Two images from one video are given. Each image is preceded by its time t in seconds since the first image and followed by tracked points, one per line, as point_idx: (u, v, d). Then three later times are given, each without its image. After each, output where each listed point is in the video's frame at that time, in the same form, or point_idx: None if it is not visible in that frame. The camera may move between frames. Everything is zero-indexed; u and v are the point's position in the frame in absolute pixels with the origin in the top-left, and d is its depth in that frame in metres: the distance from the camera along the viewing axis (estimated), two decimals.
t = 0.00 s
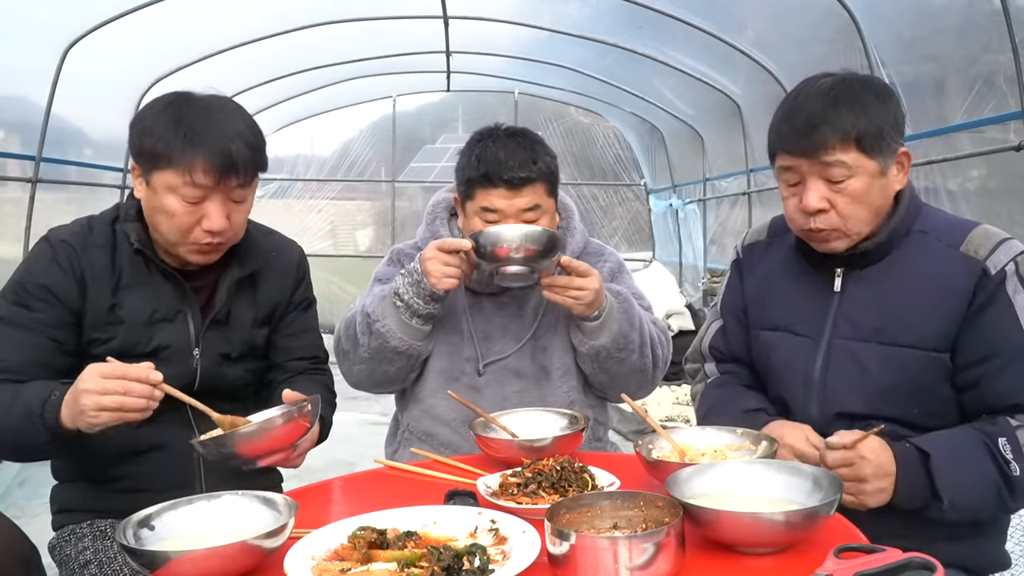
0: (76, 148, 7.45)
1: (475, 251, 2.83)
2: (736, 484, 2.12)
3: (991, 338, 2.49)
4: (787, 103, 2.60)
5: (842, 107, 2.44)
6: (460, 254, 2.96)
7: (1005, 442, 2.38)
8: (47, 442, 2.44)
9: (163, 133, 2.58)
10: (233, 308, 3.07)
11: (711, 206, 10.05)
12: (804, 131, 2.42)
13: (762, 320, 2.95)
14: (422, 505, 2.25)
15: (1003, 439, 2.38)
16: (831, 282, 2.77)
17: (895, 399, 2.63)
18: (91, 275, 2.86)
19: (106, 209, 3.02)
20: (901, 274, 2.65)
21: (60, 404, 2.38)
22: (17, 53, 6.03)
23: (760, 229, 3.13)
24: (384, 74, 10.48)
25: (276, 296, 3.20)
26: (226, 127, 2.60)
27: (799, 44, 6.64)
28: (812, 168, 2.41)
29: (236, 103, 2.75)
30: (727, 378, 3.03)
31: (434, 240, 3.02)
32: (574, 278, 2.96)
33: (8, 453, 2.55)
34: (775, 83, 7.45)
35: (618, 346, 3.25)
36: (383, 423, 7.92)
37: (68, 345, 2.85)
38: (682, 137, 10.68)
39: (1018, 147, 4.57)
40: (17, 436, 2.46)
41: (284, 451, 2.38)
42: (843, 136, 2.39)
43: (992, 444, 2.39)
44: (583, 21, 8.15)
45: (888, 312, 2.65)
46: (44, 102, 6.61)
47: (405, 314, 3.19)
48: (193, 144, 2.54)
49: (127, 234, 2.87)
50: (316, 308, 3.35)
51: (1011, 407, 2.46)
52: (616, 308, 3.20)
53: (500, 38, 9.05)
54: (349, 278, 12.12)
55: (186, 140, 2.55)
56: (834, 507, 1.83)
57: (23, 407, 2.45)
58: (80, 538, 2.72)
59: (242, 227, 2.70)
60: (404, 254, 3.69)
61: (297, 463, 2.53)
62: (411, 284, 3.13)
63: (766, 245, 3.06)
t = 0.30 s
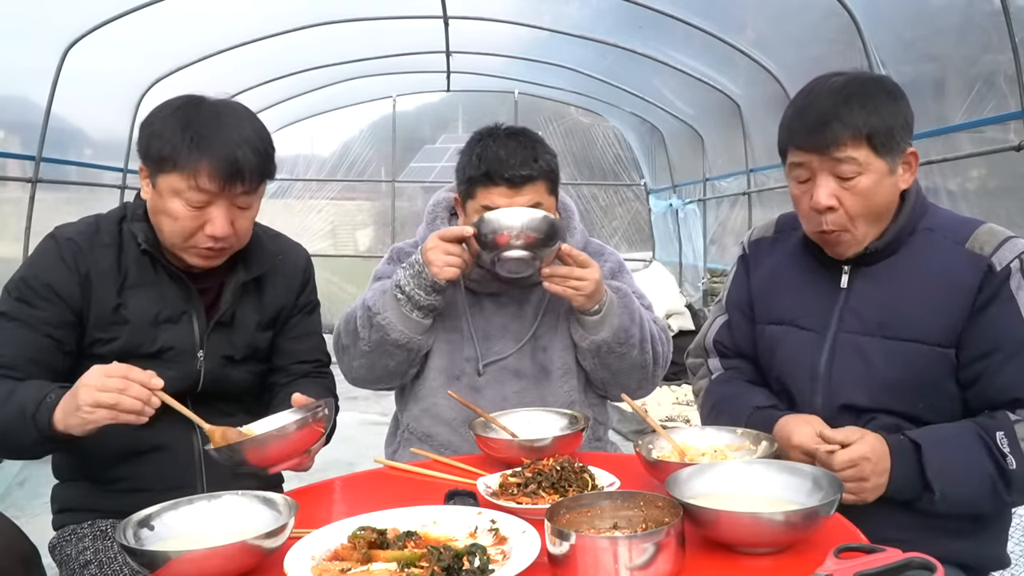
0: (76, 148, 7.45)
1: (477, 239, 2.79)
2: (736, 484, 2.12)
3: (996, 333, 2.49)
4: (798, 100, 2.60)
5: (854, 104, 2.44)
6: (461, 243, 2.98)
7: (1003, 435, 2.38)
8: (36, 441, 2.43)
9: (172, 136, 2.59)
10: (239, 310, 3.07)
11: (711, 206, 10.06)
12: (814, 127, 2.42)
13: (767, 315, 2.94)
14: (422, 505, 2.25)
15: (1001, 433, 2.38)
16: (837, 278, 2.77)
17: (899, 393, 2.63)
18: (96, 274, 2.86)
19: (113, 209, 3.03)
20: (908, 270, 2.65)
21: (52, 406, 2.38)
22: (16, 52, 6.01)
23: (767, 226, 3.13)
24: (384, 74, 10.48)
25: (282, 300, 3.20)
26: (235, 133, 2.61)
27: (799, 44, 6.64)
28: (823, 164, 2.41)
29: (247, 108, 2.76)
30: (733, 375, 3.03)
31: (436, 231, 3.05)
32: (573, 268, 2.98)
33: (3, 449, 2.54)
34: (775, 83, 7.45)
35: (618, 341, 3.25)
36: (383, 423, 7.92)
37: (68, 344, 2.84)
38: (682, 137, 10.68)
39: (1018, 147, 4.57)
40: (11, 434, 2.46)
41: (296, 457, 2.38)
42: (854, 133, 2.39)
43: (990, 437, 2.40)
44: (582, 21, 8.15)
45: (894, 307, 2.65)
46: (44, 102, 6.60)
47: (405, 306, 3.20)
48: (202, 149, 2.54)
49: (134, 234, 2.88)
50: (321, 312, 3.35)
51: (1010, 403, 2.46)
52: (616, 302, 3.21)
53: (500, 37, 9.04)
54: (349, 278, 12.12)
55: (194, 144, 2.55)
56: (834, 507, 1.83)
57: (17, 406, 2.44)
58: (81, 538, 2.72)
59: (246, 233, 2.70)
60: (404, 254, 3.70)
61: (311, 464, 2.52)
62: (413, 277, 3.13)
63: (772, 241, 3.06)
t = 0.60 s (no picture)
0: (76, 148, 7.44)
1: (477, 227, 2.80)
2: (736, 485, 2.12)
3: (1002, 331, 2.48)
4: (803, 99, 2.60)
5: (859, 103, 2.44)
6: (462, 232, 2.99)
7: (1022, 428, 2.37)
8: (47, 437, 2.44)
9: (173, 138, 2.59)
10: (239, 311, 3.07)
11: (711, 206, 10.06)
12: (820, 125, 2.42)
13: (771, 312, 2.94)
14: (422, 505, 2.25)
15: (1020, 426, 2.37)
16: (842, 275, 2.77)
17: (904, 389, 2.63)
18: (97, 274, 2.87)
19: (113, 208, 3.03)
20: (913, 267, 2.65)
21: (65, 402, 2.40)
22: (15, 52, 6.01)
23: (770, 223, 3.13)
24: (384, 74, 10.48)
25: (282, 301, 3.20)
26: (238, 137, 2.61)
27: (799, 44, 6.64)
28: (829, 163, 2.42)
29: (250, 112, 2.76)
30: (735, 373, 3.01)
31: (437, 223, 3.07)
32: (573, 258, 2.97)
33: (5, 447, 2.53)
34: (775, 83, 7.45)
35: (619, 337, 3.25)
36: (383, 423, 7.91)
37: (66, 346, 2.84)
38: (682, 137, 10.67)
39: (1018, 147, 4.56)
40: (16, 432, 2.46)
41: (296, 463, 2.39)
42: (860, 132, 2.39)
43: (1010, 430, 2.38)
44: (582, 21, 8.15)
45: (899, 304, 2.64)
46: (44, 102, 6.59)
47: (406, 301, 3.20)
48: (204, 152, 2.54)
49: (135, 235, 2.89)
50: (322, 313, 3.35)
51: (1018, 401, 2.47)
52: (616, 299, 3.22)
53: (500, 37, 9.04)
54: (349, 278, 12.11)
55: (196, 147, 2.55)
56: (834, 507, 1.83)
57: (26, 402, 2.45)
58: (81, 538, 2.72)
59: (248, 237, 2.69)
60: (405, 252, 3.70)
61: (313, 464, 2.48)
62: (414, 270, 3.13)
63: (776, 239, 3.06)
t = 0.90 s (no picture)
0: (76, 148, 7.43)
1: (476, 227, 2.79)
2: (736, 484, 2.12)
3: (1002, 330, 2.48)
4: (804, 96, 2.60)
5: (861, 101, 2.44)
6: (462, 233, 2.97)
7: None
8: (54, 428, 2.44)
9: (176, 141, 2.59)
10: (240, 312, 3.07)
11: (711, 205, 10.06)
12: (820, 123, 2.43)
13: (772, 312, 2.94)
14: (422, 505, 2.25)
15: None
16: (841, 275, 2.77)
17: (903, 389, 2.63)
18: (98, 272, 2.87)
19: (116, 207, 3.04)
20: (913, 266, 2.65)
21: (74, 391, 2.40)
22: (16, 52, 6.01)
23: (770, 223, 3.14)
24: (384, 74, 10.48)
25: (283, 303, 3.20)
26: (239, 139, 2.61)
27: (798, 44, 6.64)
28: (829, 161, 2.42)
29: (254, 114, 2.77)
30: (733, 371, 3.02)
31: (437, 222, 3.05)
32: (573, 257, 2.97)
33: (8, 441, 2.53)
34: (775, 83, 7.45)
35: (619, 337, 3.25)
36: (383, 423, 7.91)
37: (66, 343, 2.84)
38: (682, 137, 10.67)
39: (1018, 147, 4.56)
40: (24, 422, 2.46)
41: (299, 465, 2.40)
42: (859, 130, 2.39)
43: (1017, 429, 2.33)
44: (582, 21, 8.15)
45: (900, 304, 2.64)
46: (44, 102, 6.58)
47: (405, 302, 3.20)
48: (205, 152, 2.54)
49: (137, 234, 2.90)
50: (323, 315, 3.35)
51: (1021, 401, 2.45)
52: (616, 299, 3.22)
53: (500, 37, 9.04)
54: (349, 278, 12.11)
55: (198, 149, 2.55)
56: (833, 507, 1.83)
57: (33, 393, 2.45)
58: (80, 538, 2.72)
59: (249, 240, 2.70)
60: (404, 251, 3.71)
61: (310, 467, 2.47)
62: (413, 271, 3.13)
63: (776, 239, 3.06)
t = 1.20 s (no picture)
0: (76, 148, 7.43)
1: (475, 247, 2.80)
2: (736, 485, 2.13)
3: (994, 329, 2.48)
4: (792, 99, 2.61)
5: (848, 101, 2.44)
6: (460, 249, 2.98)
7: None
8: (46, 422, 2.44)
9: (172, 119, 2.62)
10: (242, 312, 3.08)
11: (711, 205, 10.06)
12: (809, 124, 2.43)
13: (766, 315, 2.94)
14: (422, 505, 2.25)
15: None
16: (834, 277, 2.77)
17: (896, 392, 2.63)
18: (100, 272, 2.88)
19: (118, 208, 3.05)
20: (905, 267, 2.65)
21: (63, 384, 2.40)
22: (16, 52, 6.01)
23: (763, 226, 3.14)
24: (384, 74, 10.49)
25: (285, 303, 3.20)
26: (237, 120, 2.63)
27: (798, 44, 6.64)
28: (817, 162, 2.42)
29: (252, 102, 2.80)
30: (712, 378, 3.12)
31: (435, 236, 3.03)
32: (574, 271, 2.98)
33: (6, 438, 2.54)
34: (775, 83, 7.45)
35: (618, 342, 3.24)
36: (383, 423, 7.91)
37: (68, 342, 2.85)
38: (682, 137, 10.67)
39: (1018, 147, 4.56)
40: (18, 417, 2.45)
41: (298, 462, 2.41)
42: (847, 131, 2.39)
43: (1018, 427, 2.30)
44: (582, 21, 8.15)
45: (891, 305, 2.64)
46: (44, 102, 6.58)
47: (405, 312, 3.19)
48: (202, 131, 2.57)
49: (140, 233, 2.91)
50: (325, 316, 3.35)
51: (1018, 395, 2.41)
52: (615, 305, 3.21)
53: (500, 37, 9.04)
54: (349, 278, 12.10)
55: (194, 125, 2.58)
56: (834, 507, 1.83)
57: (26, 388, 2.45)
58: (80, 539, 2.72)
59: (250, 219, 2.69)
60: (403, 253, 3.71)
61: (305, 467, 2.47)
62: (410, 282, 3.13)
63: (769, 241, 3.07)
